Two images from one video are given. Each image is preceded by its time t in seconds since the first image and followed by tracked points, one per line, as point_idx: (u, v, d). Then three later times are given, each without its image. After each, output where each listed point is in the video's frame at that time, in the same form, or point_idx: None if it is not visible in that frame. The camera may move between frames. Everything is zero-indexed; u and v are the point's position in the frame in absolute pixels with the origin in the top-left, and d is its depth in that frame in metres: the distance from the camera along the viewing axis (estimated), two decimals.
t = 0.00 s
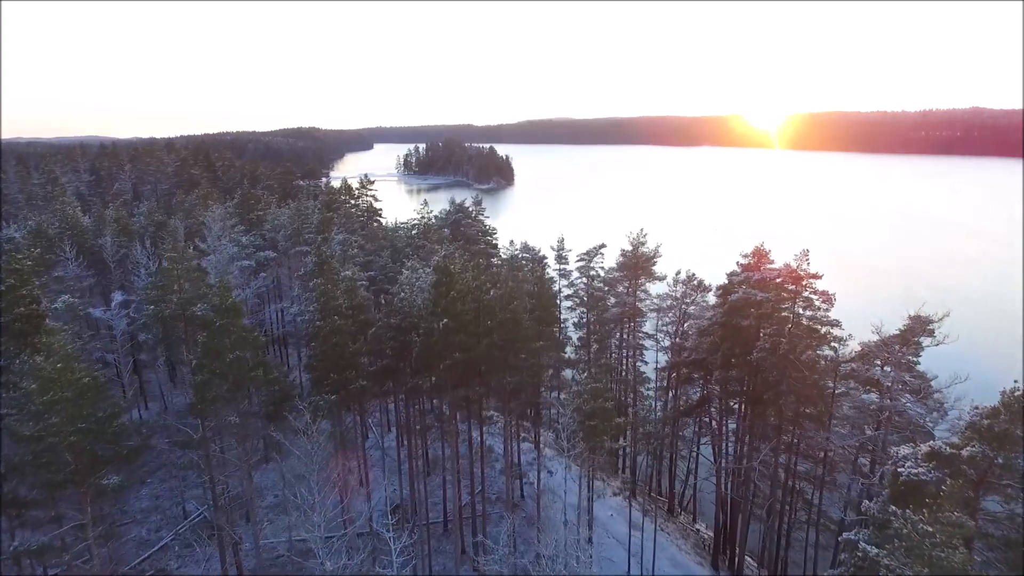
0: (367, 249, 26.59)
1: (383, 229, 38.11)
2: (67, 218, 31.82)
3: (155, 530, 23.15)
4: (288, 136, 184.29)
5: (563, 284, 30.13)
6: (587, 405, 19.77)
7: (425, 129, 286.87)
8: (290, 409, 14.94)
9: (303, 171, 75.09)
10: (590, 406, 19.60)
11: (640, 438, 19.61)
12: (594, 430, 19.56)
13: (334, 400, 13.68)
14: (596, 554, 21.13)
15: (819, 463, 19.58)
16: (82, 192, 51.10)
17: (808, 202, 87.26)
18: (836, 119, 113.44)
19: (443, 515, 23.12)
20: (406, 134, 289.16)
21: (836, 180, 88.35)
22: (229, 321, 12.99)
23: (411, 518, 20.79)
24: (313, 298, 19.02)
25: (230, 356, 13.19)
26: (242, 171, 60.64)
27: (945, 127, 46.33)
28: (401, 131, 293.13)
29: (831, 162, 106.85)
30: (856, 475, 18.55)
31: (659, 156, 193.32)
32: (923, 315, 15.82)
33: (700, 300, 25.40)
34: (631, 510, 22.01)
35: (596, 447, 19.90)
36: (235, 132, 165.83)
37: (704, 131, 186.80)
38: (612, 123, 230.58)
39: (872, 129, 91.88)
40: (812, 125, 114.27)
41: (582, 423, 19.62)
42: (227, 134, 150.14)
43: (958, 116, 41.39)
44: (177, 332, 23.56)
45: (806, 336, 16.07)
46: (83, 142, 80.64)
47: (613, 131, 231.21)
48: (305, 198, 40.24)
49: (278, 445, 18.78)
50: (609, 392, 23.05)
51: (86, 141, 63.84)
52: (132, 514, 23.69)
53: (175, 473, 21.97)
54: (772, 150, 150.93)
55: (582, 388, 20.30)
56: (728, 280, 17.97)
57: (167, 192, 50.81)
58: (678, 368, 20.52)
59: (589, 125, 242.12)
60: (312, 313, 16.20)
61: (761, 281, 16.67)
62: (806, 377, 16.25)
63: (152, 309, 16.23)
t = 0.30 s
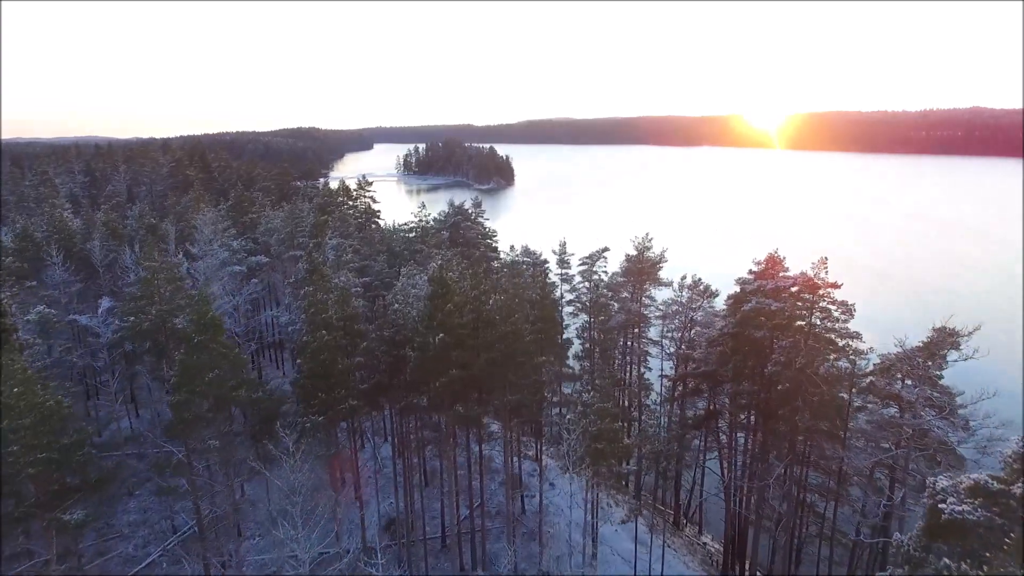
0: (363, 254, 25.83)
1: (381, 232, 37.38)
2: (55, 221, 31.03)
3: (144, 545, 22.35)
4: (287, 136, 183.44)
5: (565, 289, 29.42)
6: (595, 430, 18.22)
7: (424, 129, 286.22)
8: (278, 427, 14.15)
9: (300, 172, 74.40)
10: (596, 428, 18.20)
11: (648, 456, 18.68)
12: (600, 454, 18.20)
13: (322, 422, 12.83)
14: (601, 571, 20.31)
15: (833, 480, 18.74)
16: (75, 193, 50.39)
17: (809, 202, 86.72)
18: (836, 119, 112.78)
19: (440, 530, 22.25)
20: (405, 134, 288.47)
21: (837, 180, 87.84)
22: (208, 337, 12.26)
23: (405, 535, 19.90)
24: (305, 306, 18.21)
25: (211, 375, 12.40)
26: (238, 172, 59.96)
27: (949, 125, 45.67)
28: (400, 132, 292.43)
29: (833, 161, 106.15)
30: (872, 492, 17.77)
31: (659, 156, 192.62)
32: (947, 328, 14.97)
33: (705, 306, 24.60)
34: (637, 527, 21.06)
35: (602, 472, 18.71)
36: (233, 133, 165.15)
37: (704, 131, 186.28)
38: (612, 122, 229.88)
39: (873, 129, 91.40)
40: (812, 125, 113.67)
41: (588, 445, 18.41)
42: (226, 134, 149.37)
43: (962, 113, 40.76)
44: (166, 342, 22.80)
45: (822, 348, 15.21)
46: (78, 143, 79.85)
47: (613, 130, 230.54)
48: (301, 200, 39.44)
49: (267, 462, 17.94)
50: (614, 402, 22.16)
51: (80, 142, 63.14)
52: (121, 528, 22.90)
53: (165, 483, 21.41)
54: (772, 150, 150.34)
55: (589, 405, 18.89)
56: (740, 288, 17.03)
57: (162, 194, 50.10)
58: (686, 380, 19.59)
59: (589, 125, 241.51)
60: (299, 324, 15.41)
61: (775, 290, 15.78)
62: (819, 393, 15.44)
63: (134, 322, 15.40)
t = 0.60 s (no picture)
0: (358, 259, 24.96)
1: (377, 235, 36.55)
2: (41, 224, 30.08)
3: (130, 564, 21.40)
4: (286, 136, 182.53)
5: (567, 295, 28.66)
6: (599, 451, 16.05)
7: (423, 129, 285.48)
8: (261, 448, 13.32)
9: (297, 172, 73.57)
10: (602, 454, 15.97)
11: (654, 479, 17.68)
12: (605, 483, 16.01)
13: (306, 447, 11.91)
14: None
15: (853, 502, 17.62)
16: (68, 194, 49.50)
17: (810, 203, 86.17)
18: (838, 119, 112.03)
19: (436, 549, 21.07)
20: (405, 134, 287.58)
21: (838, 180, 87.28)
22: (182, 356, 11.56)
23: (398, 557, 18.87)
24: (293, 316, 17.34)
25: (184, 398, 11.76)
26: (233, 172, 59.12)
27: (955, 126, 44.90)
28: (399, 131, 291.74)
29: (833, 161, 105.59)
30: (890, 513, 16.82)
31: (660, 155, 191.77)
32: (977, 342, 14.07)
33: (712, 313, 23.76)
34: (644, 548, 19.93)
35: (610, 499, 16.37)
36: (232, 134, 164.36)
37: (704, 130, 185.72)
38: (612, 122, 228.99)
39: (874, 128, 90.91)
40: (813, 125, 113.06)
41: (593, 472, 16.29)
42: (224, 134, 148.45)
43: (966, 112, 40.15)
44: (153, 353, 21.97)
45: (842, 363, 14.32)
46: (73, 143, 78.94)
47: (614, 130, 229.67)
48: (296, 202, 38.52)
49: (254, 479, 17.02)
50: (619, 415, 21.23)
51: (74, 142, 62.35)
52: (106, 546, 21.94)
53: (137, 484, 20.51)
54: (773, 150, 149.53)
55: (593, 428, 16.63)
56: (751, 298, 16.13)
57: (155, 196, 49.22)
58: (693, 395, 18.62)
59: (588, 124, 240.87)
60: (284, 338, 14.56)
61: (789, 300, 14.90)
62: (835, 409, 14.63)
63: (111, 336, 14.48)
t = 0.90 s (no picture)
0: (351, 265, 24.11)
1: (373, 239, 35.69)
2: (26, 229, 29.14)
3: None
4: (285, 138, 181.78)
5: (569, 301, 27.80)
6: (605, 484, 14.26)
7: (423, 130, 284.83)
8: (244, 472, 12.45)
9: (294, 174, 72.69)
10: (609, 486, 14.19)
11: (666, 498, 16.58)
12: (609, 516, 14.22)
13: (284, 480, 10.91)
14: None
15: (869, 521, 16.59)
16: (59, 198, 48.63)
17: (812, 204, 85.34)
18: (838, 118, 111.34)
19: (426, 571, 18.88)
20: (405, 135, 286.81)
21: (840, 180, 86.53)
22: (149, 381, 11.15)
23: None
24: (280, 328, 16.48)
25: (152, 425, 11.33)
26: (229, 174, 58.24)
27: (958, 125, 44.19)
28: (399, 133, 291.19)
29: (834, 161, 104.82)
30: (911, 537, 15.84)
31: (660, 156, 191.00)
32: (1008, 360, 13.14)
33: (718, 321, 22.94)
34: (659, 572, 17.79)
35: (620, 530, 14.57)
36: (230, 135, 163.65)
37: (704, 130, 185.00)
38: (612, 122, 228.23)
39: (874, 129, 90.29)
40: (813, 125, 112.37)
41: (599, 505, 14.50)
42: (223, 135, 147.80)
43: (970, 112, 39.41)
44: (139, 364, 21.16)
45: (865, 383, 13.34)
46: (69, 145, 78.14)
47: (613, 130, 229.00)
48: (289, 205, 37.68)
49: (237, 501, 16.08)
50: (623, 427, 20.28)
51: (67, 143, 61.60)
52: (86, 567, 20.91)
53: (99, 515, 19.62)
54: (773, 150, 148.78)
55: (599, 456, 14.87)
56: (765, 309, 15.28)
57: (148, 198, 48.34)
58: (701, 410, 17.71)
59: (588, 125, 240.26)
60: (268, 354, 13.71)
61: (805, 312, 14.04)
62: (855, 429, 13.77)
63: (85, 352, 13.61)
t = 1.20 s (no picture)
0: (344, 271, 23.22)
1: (368, 243, 34.81)
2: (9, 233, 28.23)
3: None
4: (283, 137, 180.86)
5: (570, 308, 26.95)
6: (610, 522, 11.80)
7: (423, 130, 283.79)
8: (220, 501, 11.43)
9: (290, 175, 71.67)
10: (616, 526, 11.59)
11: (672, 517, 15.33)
12: (615, 558, 11.55)
13: (256, 520, 9.94)
14: None
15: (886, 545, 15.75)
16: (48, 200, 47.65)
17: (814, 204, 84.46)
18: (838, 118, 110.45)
19: None
20: (405, 134, 285.95)
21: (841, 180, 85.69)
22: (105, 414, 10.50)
23: None
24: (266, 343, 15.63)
25: (110, 461, 10.65)
26: (222, 175, 57.29)
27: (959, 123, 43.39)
28: (399, 133, 290.18)
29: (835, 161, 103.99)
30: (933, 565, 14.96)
31: (660, 155, 190.03)
32: None
33: (724, 329, 22.09)
34: None
35: None
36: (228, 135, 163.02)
37: (705, 130, 184.16)
38: (612, 121, 227.24)
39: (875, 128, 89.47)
40: (813, 124, 111.54)
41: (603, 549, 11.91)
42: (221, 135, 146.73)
43: (975, 111, 38.64)
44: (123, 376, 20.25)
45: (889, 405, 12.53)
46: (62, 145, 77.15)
47: (613, 130, 227.99)
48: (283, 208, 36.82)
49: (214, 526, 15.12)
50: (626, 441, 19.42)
51: (60, 143, 60.84)
52: None
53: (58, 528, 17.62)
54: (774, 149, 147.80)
55: (604, 491, 12.26)
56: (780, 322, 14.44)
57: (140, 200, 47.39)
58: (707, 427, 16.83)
59: (587, 125, 239.34)
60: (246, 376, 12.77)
61: (824, 328, 13.24)
62: (879, 454, 12.85)
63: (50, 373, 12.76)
